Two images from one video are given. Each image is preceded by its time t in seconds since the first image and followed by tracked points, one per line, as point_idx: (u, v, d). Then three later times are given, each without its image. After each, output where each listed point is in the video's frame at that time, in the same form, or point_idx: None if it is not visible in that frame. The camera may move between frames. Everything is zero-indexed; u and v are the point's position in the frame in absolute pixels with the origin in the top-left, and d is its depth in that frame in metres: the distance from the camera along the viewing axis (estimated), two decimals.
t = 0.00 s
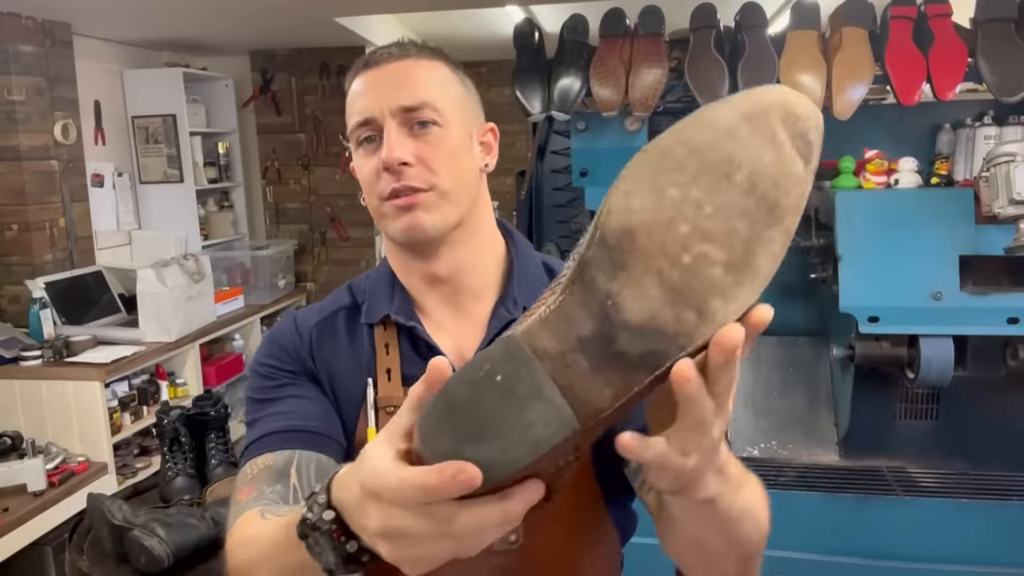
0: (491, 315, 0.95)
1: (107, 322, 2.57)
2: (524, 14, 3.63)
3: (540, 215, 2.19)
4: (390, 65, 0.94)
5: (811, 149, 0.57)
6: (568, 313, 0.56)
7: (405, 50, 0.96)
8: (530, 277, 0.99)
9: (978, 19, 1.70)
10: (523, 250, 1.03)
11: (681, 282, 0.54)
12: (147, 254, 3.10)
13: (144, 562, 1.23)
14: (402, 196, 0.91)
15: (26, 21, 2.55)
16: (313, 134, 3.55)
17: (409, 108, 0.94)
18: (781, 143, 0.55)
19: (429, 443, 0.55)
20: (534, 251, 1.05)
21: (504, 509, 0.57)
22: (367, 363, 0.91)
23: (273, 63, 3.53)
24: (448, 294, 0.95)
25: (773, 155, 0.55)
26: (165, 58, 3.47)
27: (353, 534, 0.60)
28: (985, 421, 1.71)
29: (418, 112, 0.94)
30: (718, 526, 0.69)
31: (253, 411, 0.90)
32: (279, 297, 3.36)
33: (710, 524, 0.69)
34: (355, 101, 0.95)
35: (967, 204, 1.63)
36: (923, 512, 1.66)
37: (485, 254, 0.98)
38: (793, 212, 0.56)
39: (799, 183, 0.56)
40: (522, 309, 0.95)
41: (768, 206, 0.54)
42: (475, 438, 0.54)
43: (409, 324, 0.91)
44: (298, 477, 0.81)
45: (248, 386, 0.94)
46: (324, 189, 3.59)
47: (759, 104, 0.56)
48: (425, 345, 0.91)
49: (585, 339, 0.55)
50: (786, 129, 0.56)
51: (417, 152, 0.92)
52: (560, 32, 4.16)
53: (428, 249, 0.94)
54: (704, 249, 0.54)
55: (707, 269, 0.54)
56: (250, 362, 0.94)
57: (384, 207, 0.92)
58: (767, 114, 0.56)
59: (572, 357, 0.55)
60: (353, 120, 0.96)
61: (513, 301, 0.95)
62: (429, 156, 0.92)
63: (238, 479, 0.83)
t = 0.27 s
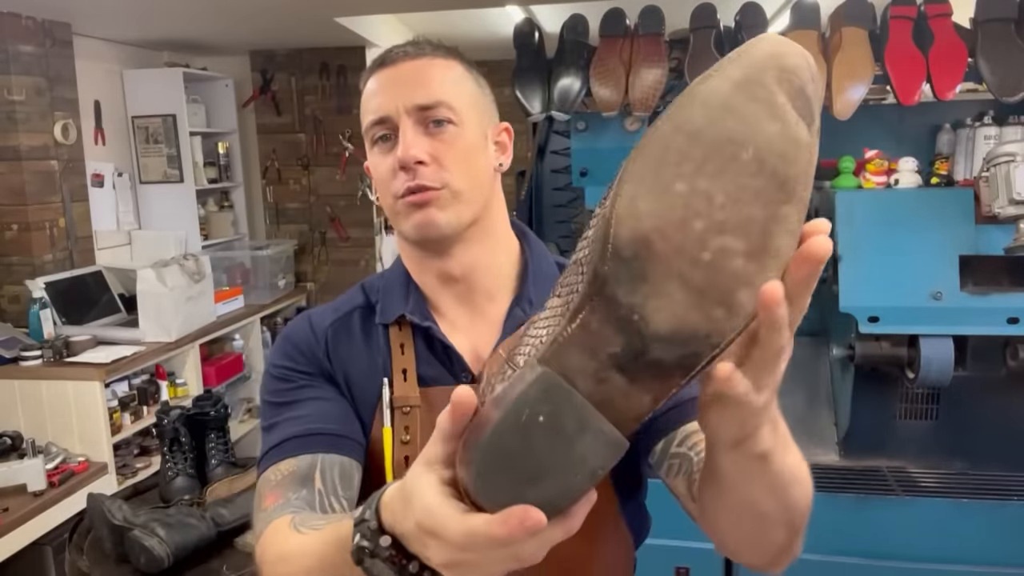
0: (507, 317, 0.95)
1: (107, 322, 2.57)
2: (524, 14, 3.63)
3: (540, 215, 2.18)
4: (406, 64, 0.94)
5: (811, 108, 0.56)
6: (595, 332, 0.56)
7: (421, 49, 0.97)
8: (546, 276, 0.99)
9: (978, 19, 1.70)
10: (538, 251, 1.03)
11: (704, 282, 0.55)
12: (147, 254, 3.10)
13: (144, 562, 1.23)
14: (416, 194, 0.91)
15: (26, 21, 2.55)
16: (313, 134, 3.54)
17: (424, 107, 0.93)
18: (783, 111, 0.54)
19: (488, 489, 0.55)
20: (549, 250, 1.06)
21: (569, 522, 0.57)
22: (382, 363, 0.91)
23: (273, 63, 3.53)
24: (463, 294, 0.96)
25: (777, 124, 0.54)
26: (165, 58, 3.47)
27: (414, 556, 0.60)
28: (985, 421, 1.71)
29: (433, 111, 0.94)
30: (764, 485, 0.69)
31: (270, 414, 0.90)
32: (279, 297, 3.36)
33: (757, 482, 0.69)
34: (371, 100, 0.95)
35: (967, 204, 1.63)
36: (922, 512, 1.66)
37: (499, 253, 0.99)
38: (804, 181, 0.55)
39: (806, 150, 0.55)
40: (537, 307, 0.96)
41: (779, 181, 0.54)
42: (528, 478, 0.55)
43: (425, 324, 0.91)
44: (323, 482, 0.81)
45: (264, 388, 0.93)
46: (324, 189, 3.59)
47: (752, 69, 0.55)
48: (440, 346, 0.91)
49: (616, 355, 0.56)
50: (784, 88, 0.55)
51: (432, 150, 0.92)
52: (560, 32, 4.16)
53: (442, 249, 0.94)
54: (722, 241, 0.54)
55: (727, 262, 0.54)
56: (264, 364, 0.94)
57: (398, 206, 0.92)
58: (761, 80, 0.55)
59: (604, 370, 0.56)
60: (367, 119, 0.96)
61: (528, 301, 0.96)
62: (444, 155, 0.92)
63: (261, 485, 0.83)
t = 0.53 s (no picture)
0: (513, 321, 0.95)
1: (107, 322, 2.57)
2: (524, 13, 3.64)
3: (540, 215, 2.18)
4: (411, 63, 0.94)
5: (804, 130, 0.54)
6: (596, 369, 0.56)
7: (426, 48, 0.97)
8: (553, 277, 0.99)
9: (978, 19, 1.70)
10: (545, 252, 1.03)
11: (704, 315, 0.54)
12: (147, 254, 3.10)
13: (144, 562, 1.23)
14: (420, 195, 0.91)
15: (26, 21, 2.55)
16: (313, 134, 3.54)
17: (429, 107, 0.93)
18: (774, 138, 0.53)
19: (501, 529, 0.57)
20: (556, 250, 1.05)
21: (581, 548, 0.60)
22: (387, 367, 0.91)
23: (273, 63, 3.53)
24: (468, 294, 0.96)
25: (768, 151, 0.53)
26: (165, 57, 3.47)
27: None
28: (985, 420, 1.72)
29: (438, 111, 0.94)
30: (793, 454, 0.67)
31: (276, 422, 0.90)
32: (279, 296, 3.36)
33: (784, 450, 0.66)
34: (375, 100, 0.95)
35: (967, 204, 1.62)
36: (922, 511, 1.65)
37: (505, 254, 0.99)
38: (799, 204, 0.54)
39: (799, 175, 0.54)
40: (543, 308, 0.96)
41: (773, 209, 0.53)
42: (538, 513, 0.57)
43: (430, 326, 0.91)
44: (332, 493, 0.83)
45: (270, 394, 0.94)
46: (324, 188, 3.59)
47: (742, 94, 0.54)
48: (446, 349, 0.91)
49: (618, 391, 0.56)
50: (773, 113, 0.53)
51: (437, 150, 0.92)
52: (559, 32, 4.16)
53: (448, 250, 0.94)
54: (720, 271, 0.54)
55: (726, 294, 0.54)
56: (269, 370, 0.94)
57: (403, 207, 0.92)
58: (751, 105, 0.53)
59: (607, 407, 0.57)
60: (372, 119, 0.96)
61: (534, 302, 0.96)
62: (449, 155, 0.92)
63: (270, 498, 0.85)
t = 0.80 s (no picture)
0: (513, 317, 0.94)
1: (107, 322, 2.57)
2: (524, 13, 3.64)
3: (540, 214, 2.17)
4: (415, 61, 0.94)
5: (801, 95, 0.53)
6: (598, 341, 0.56)
7: (428, 47, 0.97)
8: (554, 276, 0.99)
9: (978, 20, 1.70)
10: (544, 249, 1.03)
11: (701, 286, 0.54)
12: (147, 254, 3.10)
13: (144, 563, 1.23)
14: (427, 194, 0.91)
15: (26, 21, 2.55)
16: (313, 134, 3.54)
17: (434, 104, 0.93)
18: (769, 105, 0.52)
19: (510, 496, 0.58)
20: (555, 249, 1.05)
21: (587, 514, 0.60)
22: (386, 368, 0.91)
23: (273, 63, 3.54)
24: (468, 296, 0.96)
25: (764, 120, 0.52)
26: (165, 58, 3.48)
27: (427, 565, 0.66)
28: (986, 421, 1.72)
29: (442, 108, 0.94)
30: (802, 442, 0.65)
31: (276, 424, 0.91)
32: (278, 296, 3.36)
33: (795, 437, 0.65)
34: (378, 98, 0.95)
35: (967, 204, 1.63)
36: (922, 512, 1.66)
37: (506, 255, 0.99)
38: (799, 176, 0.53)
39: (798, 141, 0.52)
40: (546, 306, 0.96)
41: (769, 177, 0.52)
42: (546, 482, 0.57)
43: (430, 327, 0.91)
44: (331, 496, 0.83)
45: (269, 396, 0.94)
46: (324, 188, 3.59)
47: (736, 64, 0.52)
48: (445, 350, 0.91)
49: (620, 361, 0.56)
50: (769, 80, 0.52)
51: (442, 148, 0.92)
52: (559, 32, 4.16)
53: (452, 250, 0.94)
54: (717, 241, 0.53)
55: (722, 267, 0.53)
56: (268, 372, 0.95)
57: (409, 206, 0.92)
58: (746, 74, 0.52)
59: (609, 378, 0.56)
60: (376, 115, 0.95)
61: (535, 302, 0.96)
62: (454, 154, 0.92)
63: (270, 500, 0.85)
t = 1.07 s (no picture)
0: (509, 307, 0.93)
1: (107, 322, 2.57)
2: (523, 13, 3.64)
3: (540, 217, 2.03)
4: (414, 59, 0.95)
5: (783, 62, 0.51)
6: (576, 322, 0.56)
7: (424, 46, 0.98)
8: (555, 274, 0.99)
9: (978, 19, 1.70)
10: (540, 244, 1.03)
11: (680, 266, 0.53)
12: (147, 254, 3.10)
13: (144, 562, 1.23)
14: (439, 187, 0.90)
15: (26, 21, 2.56)
16: (313, 134, 3.54)
17: (439, 98, 0.94)
18: (747, 75, 0.50)
19: (492, 479, 0.59)
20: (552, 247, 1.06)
21: (572, 493, 0.60)
22: (384, 368, 0.91)
23: (273, 63, 3.54)
24: (467, 294, 0.96)
25: (742, 91, 0.50)
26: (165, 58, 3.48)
27: (439, 552, 0.65)
28: (988, 421, 1.71)
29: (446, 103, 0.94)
30: (774, 478, 0.68)
31: (275, 426, 0.91)
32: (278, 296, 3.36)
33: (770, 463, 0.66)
34: (378, 95, 0.94)
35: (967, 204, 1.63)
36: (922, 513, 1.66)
37: (507, 253, 0.99)
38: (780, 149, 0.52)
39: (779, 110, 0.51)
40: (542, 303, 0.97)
41: (748, 151, 0.51)
42: (527, 464, 0.58)
43: (427, 327, 0.91)
44: (332, 497, 0.83)
45: (268, 398, 0.94)
46: (324, 188, 3.59)
47: (712, 31, 0.50)
48: (443, 349, 0.91)
49: (600, 341, 0.56)
50: (748, 49, 0.50)
51: (453, 139, 0.92)
52: (560, 33, 4.15)
53: (457, 245, 0.94)
54: (695, 221, 0.52)
55: (700, 245, 0.52)
56: (267, 375, 0.95)
57: (419, 199, 0.91)
58: (723, 42, 0.50)
59: (589, 358, 0.57)
60: (377, 112, 0.94)
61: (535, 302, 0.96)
62: (463, 145, 0.92)
63: (270, 502, 0.85)
